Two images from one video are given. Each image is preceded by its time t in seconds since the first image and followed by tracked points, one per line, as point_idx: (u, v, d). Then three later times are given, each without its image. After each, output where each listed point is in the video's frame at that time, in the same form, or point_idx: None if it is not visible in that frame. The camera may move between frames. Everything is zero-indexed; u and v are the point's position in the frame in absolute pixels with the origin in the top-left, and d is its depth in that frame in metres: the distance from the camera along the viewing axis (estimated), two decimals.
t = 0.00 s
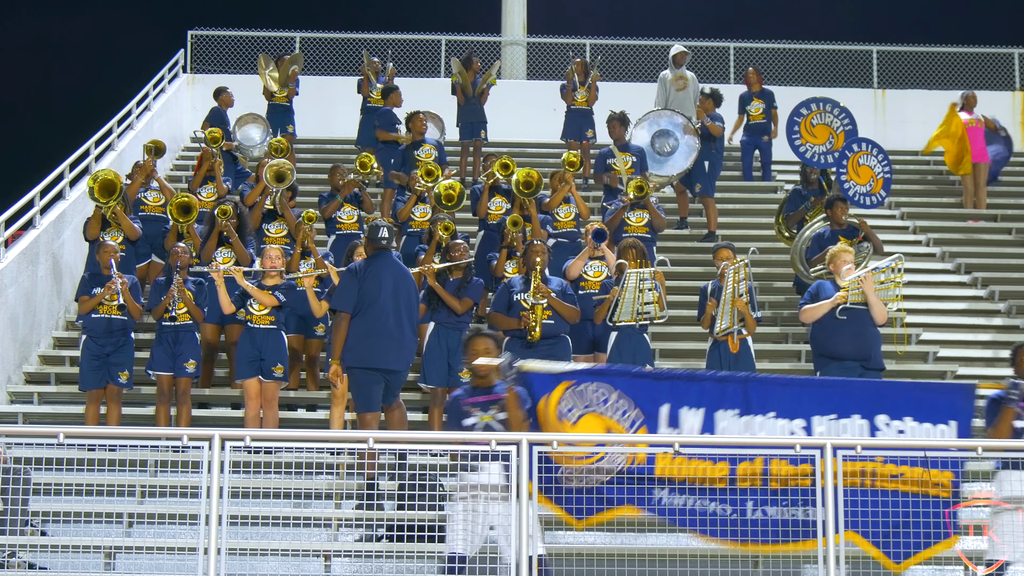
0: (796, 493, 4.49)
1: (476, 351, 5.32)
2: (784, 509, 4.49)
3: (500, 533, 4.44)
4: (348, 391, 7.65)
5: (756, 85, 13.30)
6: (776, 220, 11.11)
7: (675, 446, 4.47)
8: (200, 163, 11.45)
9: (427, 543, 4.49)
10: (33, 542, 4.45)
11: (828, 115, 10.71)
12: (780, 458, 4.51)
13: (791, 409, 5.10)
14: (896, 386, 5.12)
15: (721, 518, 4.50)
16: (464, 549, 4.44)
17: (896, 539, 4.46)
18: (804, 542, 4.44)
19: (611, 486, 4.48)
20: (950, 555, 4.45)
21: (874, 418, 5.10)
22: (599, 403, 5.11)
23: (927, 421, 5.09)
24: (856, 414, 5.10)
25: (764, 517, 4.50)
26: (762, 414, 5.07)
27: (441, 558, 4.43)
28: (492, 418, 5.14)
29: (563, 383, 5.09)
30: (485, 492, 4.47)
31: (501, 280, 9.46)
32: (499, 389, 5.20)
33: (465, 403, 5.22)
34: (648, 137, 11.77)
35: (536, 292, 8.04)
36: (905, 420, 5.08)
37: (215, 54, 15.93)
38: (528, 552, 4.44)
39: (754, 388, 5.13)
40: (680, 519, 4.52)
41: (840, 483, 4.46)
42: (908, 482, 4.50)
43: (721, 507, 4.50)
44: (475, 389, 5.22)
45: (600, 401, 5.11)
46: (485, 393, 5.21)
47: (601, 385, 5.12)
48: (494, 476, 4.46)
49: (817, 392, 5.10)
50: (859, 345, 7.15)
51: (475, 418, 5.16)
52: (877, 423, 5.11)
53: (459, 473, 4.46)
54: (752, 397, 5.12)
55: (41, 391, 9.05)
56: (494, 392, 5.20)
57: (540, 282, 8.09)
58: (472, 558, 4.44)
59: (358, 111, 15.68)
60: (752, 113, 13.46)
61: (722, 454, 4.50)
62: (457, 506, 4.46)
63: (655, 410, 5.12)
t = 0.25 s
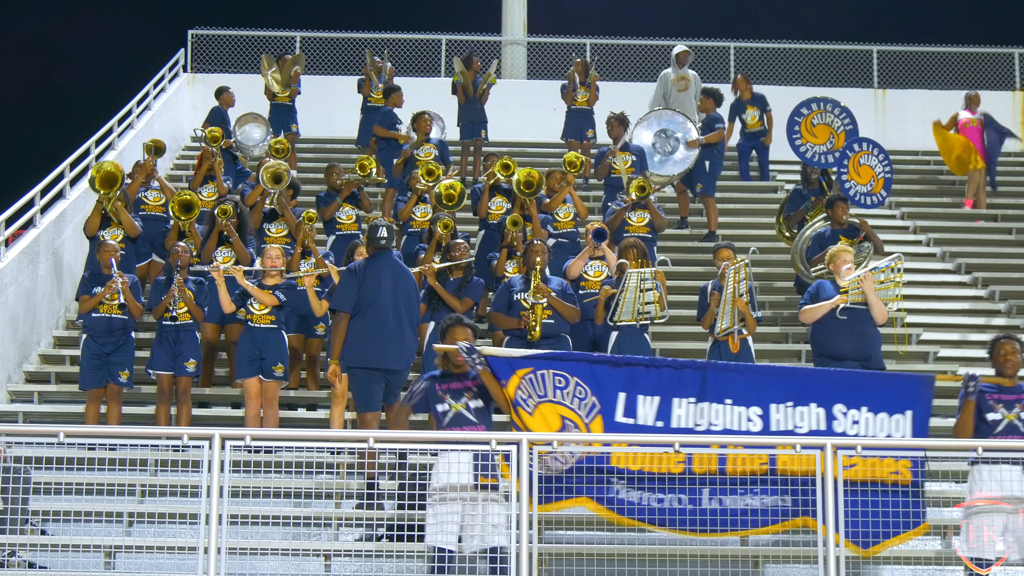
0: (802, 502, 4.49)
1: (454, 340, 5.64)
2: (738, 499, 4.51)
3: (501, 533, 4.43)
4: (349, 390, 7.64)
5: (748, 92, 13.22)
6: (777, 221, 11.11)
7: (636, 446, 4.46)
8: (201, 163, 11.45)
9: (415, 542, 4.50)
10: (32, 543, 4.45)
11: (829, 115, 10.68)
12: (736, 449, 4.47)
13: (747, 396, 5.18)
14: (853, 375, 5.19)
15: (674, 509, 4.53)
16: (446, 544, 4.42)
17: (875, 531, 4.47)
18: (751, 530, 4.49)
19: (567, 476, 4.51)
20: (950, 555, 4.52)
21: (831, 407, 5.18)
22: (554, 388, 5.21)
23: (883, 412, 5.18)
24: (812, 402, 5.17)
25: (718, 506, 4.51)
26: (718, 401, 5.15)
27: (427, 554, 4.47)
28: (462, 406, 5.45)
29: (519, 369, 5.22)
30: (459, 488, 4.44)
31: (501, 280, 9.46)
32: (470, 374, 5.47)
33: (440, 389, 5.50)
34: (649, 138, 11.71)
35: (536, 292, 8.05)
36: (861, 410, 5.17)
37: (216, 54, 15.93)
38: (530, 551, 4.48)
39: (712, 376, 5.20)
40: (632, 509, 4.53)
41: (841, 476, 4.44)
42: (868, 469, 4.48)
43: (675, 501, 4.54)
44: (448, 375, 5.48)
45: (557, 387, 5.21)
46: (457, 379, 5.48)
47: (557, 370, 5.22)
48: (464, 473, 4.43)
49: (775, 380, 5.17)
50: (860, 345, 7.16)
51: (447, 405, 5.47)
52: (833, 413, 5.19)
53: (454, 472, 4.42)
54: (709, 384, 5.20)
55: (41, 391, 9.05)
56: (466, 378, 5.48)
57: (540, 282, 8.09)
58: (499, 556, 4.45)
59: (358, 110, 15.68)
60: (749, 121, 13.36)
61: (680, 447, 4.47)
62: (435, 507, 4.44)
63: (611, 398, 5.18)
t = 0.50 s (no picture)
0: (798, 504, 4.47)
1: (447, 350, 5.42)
2: (744, 525, 4.53)
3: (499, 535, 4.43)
4: (349, 392, 7.65)
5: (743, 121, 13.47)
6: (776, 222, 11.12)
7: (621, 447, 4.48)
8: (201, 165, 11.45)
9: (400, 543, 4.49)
10: (33, 545, 4.45)
11: (830, 116, 10.66)
12: (738, 471, 4.52)
13: (748, 424, 5.50)
14: (851, 397, 5.56)
15: (684, 541, 4.51)
16: (439, 550, 4.43)
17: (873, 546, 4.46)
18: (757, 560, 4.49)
19: (573, 510, 4.52)
20: (949, 557, 4.54)
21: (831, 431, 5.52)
22: (557, 426, 5.48)
23: (881, 429, 5.54)
24: (813, 427, 5.50)
25: (726, 535, 4.52)
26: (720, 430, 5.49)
27: (416, 558, 4.46)
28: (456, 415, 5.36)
29: (522, 409, 5.49)
30: (445, 491, 4.41)
31: (501, 281, 9.46)
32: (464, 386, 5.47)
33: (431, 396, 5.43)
34: (649, 139, 11.70)
35: (536, 293, 8.05)
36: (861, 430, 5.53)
37: (216, 56, 15.94)
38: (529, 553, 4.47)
39: (712, 407, 5.56)
40: (641, 544, 4.50)
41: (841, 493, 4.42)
42: (866, 491, 4.49)
43: (682, 530, 4.53)
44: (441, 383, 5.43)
45: (559, 426, 5.48)
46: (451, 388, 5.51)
47: (558, 410, 5.51)
48: (450, 475, 4.43)
49: (774, 405, 5.49)
50: (861, 347, 7.15)
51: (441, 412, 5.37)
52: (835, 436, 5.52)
53: (450, 475, 4.43)
54: (710, 415, 5.55)
55: (42, 393, 9.05)
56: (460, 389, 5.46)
57: (540, 284, 8.10)
58: (480, 554, 4.42)
59: (358, 112, 15.69)
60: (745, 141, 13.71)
61: (680, 466, 4.52)
62: (423, 509, 4.44)
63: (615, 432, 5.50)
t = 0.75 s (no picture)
0: (800, 500, 4.49)
1: (453, 344, 5.42)
2: (761, 525, 4.57)
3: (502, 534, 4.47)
4: (349, 392, 7.65)
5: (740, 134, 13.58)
6: (777, 223, 11.11)
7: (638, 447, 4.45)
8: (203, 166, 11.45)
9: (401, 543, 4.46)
10: (33, 545, 4.46)
11: (830, 117, 10.65)
12: (758, 471, 4.55)
13: (766, 420, 5.47)
14: (873, 393, 5.49)
15: (704, 534, 4.64)
16: (443, 540, 4.41)
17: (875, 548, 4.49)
18: (776, 563, 4.48)
19: (595, 503, 4.61)
20: (950, 558, 4.53)
21: (853, 427, 5.46)
22: (574, 422, 5.49)
23: (906, 426, 5.45)
24: (836, 424, 5.44)
25: (746, 534, 4.61)
26: (738, 426, 5.46)
27: (418, 555, 4.42)
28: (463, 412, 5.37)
29: (538, 404, 5.54)
30: (450, 485, 4.43)
31: (501, 282, 9.47)
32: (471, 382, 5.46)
33: (437, 394, 5.44)
34: (649, 140, 11.66)
35: (536, 294, 8.01)
36: (884, 426, 5.46)
37: (216, 57, 15.94)
38: (530, 554, 4.47)
39: (731, 401, 5.51)
40: (661, 538, 4.61)
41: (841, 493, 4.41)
42: (889, 490, 4.49)
43: (703, 525, 4.64)
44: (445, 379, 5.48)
45: (575, 421, 5.49)
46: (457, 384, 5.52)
47: (576, 405, 5.51)
48: (455, 472, 4.43)
49: (792, 401, 5.48)
50: (861, 348, 7.15)
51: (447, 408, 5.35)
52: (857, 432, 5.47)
53: (453, 474, 4.43)
54: (730, 410, 5.50)
55: (42, 394, 9.05)
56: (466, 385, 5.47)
57: (540, 285, 8.07)
58: (490, 555, 4.44)
59: (358, 113, 15.70)
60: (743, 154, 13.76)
61: (700, 466, 4.53)
62: (424, 505, 4.42)
63: (631, 426, 5.48)
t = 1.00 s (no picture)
0: (802, 507, 4.46)
1: (462, 346, 5.58)
2: (743, 535, 4.55)
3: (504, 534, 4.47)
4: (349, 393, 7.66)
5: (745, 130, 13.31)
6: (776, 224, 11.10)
7: (623, 449, 4.43)
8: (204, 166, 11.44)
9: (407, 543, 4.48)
10: (33, 546, 4.46)
11: (829, 118, 10.66)
12: (741, 477, 4.52)
13: (753, 427, 5.36)
14: (860, 400, 5.38)
15: (685, 547, 4.55)
16: (450, 541, 4.42)
17: (874, 555, 4.49)
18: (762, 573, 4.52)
19: (578, 515, 4.55)
20: (950, 558, 4.53)
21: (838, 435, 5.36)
22: (559, 429, 5.34)
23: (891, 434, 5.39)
24: (822, 432, 5.34)
25: (727, 545, 4.54)
26: (724, 433, 5.35)
27: (426, 555, 4.40)
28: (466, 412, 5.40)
29: (526, 411, 5.36)
30: (459, 483, 4.43)
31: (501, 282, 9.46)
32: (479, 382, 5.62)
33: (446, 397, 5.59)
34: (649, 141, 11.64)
35: (536, 295, 8.00)
36: (870, 435, 5.36)
37: (215, 57, 15.94)
38: (530, 556, 4.47)
39: (718, 409, 5.40)
40: (643, 549, 4.56)
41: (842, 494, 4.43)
42: (878, 499, 4.48)
43: (683, 536, 4.56)
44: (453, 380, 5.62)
45: (561, 428, 5.34)
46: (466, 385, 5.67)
47: (563, 413, 5.36)
48: (464, 467, 4.43)
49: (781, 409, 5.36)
50: (861, 348, 7.15)
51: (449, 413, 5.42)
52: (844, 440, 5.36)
53: (455, 474, 4.42)
54: (715, 418, 5.40)
55: (41, 394, 9.04)
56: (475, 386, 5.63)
57: (540, 285, 8.07)
58: (492, 556, 4.41)
59: (358, 113, 15.70)
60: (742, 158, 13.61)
61: (684, 475, 4.49)
62: (435, 498, 4.45)
63: (616, 432, 5.35)
